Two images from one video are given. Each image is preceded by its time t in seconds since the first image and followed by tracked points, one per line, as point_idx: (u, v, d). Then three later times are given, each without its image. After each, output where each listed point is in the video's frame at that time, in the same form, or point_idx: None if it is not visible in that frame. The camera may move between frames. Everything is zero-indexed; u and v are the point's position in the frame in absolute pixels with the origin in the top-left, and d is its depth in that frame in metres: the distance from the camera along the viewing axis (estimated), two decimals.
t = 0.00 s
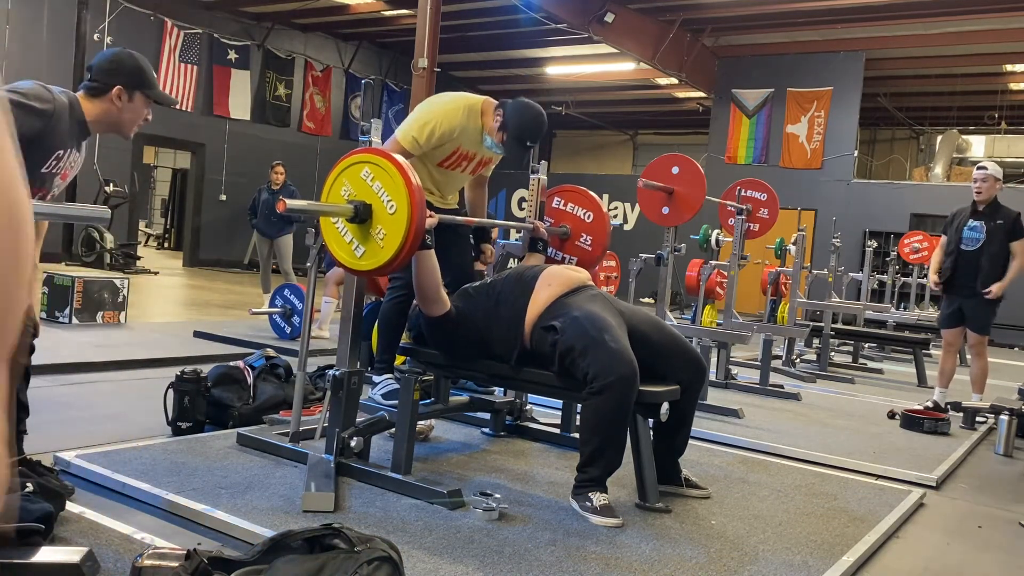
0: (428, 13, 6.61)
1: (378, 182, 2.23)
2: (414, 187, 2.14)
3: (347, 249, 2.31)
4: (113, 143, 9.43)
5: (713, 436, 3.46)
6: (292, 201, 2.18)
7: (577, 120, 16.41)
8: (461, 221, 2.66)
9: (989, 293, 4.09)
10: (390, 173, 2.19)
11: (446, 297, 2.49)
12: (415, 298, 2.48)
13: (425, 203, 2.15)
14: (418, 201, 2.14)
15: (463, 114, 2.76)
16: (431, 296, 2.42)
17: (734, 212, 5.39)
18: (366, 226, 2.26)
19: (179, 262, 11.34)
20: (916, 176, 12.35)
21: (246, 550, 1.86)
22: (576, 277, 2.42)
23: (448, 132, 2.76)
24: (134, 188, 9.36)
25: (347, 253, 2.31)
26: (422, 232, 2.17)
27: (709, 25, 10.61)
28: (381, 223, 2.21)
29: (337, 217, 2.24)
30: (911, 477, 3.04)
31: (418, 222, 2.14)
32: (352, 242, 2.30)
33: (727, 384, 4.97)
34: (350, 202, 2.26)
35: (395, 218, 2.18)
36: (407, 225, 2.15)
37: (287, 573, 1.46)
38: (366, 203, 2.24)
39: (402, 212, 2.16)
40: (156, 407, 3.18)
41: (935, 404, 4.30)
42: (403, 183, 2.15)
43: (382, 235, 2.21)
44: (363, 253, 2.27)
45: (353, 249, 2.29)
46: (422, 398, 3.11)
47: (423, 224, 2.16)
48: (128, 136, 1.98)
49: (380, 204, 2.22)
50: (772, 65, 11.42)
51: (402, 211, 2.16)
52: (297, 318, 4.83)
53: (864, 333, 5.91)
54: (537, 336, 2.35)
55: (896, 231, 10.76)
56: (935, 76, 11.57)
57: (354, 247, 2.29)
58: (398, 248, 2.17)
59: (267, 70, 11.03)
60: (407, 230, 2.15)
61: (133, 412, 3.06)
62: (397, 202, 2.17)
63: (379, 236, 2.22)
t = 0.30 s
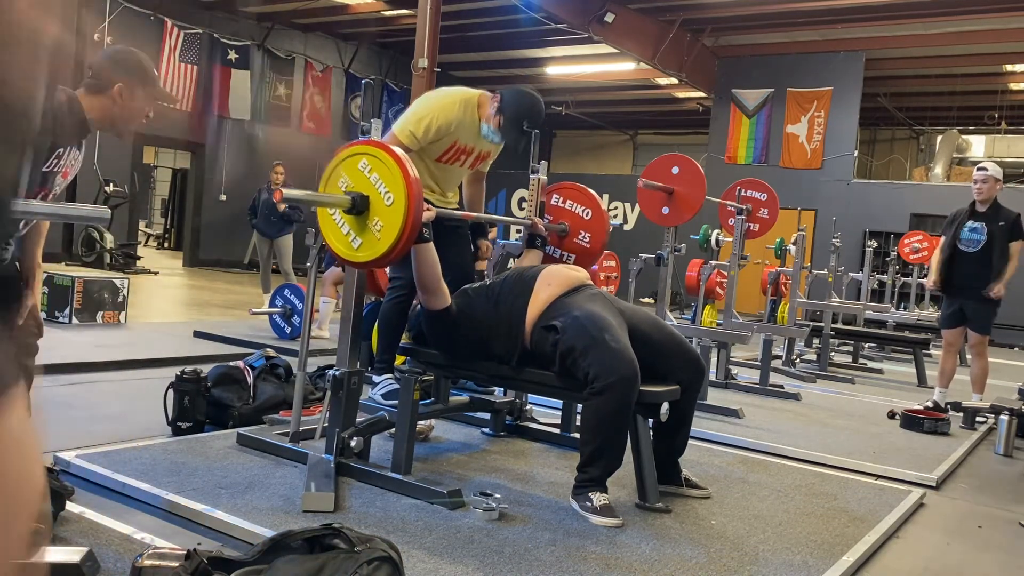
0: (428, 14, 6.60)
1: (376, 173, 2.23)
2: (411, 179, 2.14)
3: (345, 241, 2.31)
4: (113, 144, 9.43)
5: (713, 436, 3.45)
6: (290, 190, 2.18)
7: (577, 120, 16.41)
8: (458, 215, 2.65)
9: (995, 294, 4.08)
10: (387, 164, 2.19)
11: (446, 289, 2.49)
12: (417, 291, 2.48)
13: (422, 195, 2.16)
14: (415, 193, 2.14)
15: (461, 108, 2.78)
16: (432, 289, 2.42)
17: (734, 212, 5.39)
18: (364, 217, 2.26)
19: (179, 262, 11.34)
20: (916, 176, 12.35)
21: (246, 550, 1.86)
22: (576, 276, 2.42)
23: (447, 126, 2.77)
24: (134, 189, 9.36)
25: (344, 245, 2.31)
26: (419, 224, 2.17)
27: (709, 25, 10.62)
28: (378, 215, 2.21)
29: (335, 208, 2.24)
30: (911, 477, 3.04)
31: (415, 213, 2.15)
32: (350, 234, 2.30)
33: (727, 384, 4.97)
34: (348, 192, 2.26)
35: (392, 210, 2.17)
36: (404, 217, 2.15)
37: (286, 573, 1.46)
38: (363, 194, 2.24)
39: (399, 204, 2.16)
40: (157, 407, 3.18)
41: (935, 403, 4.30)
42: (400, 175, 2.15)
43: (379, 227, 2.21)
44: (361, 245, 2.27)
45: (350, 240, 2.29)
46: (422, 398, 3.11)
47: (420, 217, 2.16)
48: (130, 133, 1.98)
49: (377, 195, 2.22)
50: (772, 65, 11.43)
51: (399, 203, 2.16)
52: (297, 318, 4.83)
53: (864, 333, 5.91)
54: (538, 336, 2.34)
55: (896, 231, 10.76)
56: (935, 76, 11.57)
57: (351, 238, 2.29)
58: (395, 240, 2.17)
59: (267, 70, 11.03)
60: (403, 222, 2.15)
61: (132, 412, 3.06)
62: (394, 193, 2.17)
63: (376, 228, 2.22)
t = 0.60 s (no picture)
0: (428, 14, 6.60)
1: (372, 165, 2.22)
2: (407, 172, 2.14)
3: (342, 233, 2.31)
4: (113, 144, 9.43)
5: (713, 436, 3.45)
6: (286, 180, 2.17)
7: (577, 120, 16.41)
8: (458, 211, 2.63)
9: (971, 291, 4.13)
10: (384, 156, 2.19)
11: (449, 283, 2.48)
12: (419, 284, 2.47)
13: (418, 187, 2.15)
14: (411, 185, 2.14)
15: (456, 85, 2.79)
16: (433, 282, 2.40)
17: (734, 212, 5.39)
18: (360, 209, 2.25)
19: (179, 262, 11.34)
20: (915, 176, 12.35)
21: (246, 550, 1.86)
22: (576, 276, 2.42)
23: (444, 102, 2.78)
24: (134, 189, 9.37)
25: (340, 237, 2.31)
26: (415, 217, 2.17)
27: (709, 25, 10.62)
28: (374, 206, 2.21)
29: (331, 199, 2.24)
30: (911, 477, 3.04)
31: (411, 205, 2.14)
32: (346, 226, 2.30)
33: (727, 384, 4.97)
34: (344, 185, 2.26)
35: (388, 201, 2.17)
36: (400, 208, 2.15)
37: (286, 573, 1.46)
38: (360, 186, 2.24)
39: (395, 196, 2.16)
40: (157, 407, 3.18)
41: (935, 404, 4.30)
42: (396, 166, 2.15)
43: (375, 218, 2.21)
44: (356, 237, 2.27)
45: (346, 232, 2.29)
46: (422, 398, 3.11)
47: (415, 209, 2.16)
48: (132, 138, 1.98)
49: (373, 187, 2.22)
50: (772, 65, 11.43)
51: (395, 193, 2.15)
52: (297, 318, 4.83)
53: (864, 333, 5.91)
54: (538, 336, 2.34)
55: (896, 231, 10.75)
56: (935, 76, 11.57)
57: (347, 230, 2.29)
58: (390, 232, 2.17)
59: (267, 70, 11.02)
60: (399, 213, 2.15)
61: (132, 412, 3.06)
62: (390, 184, 2.17)
63: (372, 220, 2.22)
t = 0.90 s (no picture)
0: (428, 14, 6.60)
1: (369, 164, 2.22)
2: (404, 170, 2.14)
3: (340, 233, 2.31)
4: (113, 144, 9.44)
5: (713, 436, 3.45)
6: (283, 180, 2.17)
7: (577, 120, 16.40)
8: (456, 211, 2.62)
9: (969, 289, 4.13)
10: (379, 154, 2.19)
11: (449, 283, 2.47)
12: (420, 285, 2.46)
13: (415, 185, 2.15)
14: (407, 183, 2.14)
15: (454, 80, 2.80)
16: (433, 281, 2.40)
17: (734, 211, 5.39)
18: (357, 208, 2.26)
19: (179, 262, 11.35)
20: (915, 176, 12.35)
21: (246, 550, 1.86)
22: (576, 277, 2.43)
23: (443, 98, 2.78)
24: (134, 188, 9.38)
25: (338, 237, 2.31)
26: (411, 216, 2.17)
27: (709, 25, 10.62)
28: (371, 205, 2.21)
29: (328, 199, 2.24)
30: (911, 477, 3.04)
31: (408, 204, 2.14)
32: (344, 226, 2.30)
33: (727, 384, 4.97)
34: (341, 185, 2.26)
35: (385, 199, 2.18)
36: (396, 207, 2.15)
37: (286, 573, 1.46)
38: (357, 185, 2.25)
39: (391, 194, 2.16)
40: (157, 407, 3.18)
41: (935, 404, 4.30)
42: (392, 165, 2.15)
43: (372, 217, 2.21)
44: (354, 236, 2.27)
45: (344, 231, 2.29)
46: (422, 398, 3.11)
47: (412, 208, 2.16)
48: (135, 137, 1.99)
49: (370, 186, 2.22)
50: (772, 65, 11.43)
51: (391, 192, 2.16)
52: (297, 318, 4.83)
53: (864, 333, 5.91)
54: (538, 336, 2.35)
55: (896, 231, 10.75)
56: (935, 76, 11.57)
57: (345, 230, 2.29)
58: (387, 231, 2.17)
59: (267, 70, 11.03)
60: (396, 212, 2.15)
61: (132, 412, 3.06)
62: (387, 182, 2.17)
63: (369, 219, 2.22)
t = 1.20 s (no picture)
0: (428, 14, 6.60)
1: (360, 160, 2.23)
2: (394, 165, 2.14)
3: (333, 230, 2.31)
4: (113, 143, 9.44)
5: (713, 436, 3.45)
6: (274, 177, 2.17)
7: (577, 120, 16.40)
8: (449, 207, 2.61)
9: (969, 289, 4.13)
10: (370, 149, 2.19)
11: (443, 280, 2.48)
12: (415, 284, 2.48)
13: (406, 180, 2.15)
14: (398, 178, 2.14)
15: (453, 81, 2.79)
16: (427, 278, 2.40)
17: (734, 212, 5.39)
18: (349, 204, 2.25)
19: (179, 262, 11.35)
20: (915, 176, 12.35)
21: (246, 550, 1.86)
22: (576, 280, 2.44)
23: (443, 100, 2.77)
24: (133, 189, 9.38)
25: (331, 233, 2.31)
26: (402, 212, 2.17)
27: (709, 25, 10.63)
28: (364, 200, 2.21)
29: (321, 195, 2.24)
30: (911, 477, 3.04)
31: (399, 198, 2.14)
32: (337, 222, 2.30)
33: (727, 384, 4.97)
34: (333, 181, 2.26)
35: (376, 193, 2.17)
36: (388, 201, 2.15)
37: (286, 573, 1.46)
38: (349, 181, 2.24)
39: (383, 187, 2.15)
40: (157, 407, 3.18)
41: (935, 403, 4.30)
42: (383, 159, 2.15)
43: (365, 212, 2.21)
44: (347, 232, 2.27)
45: (337, 228, 2.29)
46: (422, 398, 3.11)
47: (403, 203, 2.16)
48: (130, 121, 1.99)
49: (362, 181, 2.22)
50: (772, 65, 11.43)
51: (382, 186, 2.15)
52: (297, 318, 4.82)
53: (864, 333, 5.91)
54: (541, 337, 2.35)
55: (896, 231, 10.74)
56: (935, 76, 11.57)
57: (337, 226, 2.29)
58: (379, 225, 2.17)
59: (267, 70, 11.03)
60: (388, 206, 2.15)
61: (132, 412, 3.06)
62: (378, 176, 2.17)
63: (361, 214, 2.22)
